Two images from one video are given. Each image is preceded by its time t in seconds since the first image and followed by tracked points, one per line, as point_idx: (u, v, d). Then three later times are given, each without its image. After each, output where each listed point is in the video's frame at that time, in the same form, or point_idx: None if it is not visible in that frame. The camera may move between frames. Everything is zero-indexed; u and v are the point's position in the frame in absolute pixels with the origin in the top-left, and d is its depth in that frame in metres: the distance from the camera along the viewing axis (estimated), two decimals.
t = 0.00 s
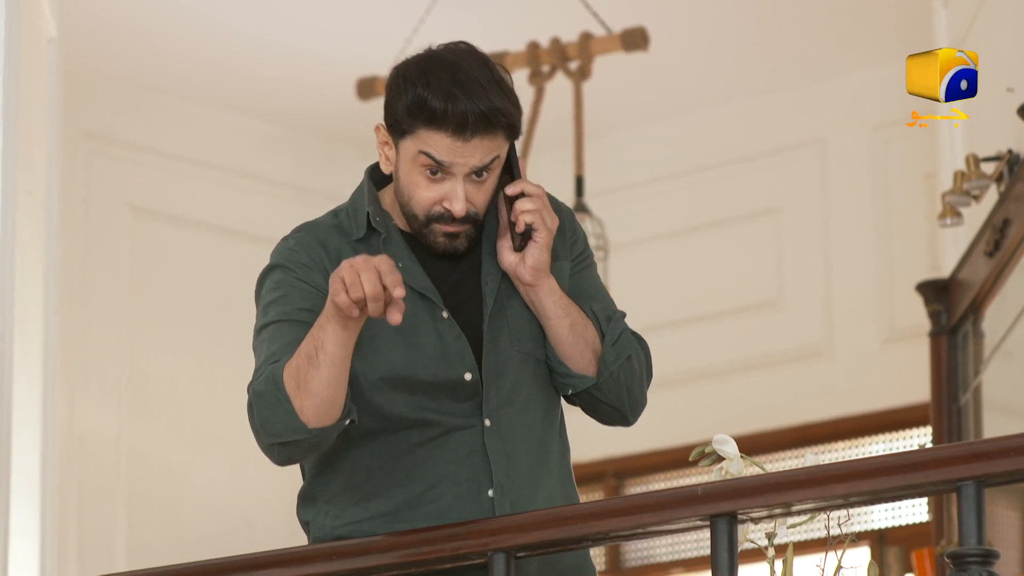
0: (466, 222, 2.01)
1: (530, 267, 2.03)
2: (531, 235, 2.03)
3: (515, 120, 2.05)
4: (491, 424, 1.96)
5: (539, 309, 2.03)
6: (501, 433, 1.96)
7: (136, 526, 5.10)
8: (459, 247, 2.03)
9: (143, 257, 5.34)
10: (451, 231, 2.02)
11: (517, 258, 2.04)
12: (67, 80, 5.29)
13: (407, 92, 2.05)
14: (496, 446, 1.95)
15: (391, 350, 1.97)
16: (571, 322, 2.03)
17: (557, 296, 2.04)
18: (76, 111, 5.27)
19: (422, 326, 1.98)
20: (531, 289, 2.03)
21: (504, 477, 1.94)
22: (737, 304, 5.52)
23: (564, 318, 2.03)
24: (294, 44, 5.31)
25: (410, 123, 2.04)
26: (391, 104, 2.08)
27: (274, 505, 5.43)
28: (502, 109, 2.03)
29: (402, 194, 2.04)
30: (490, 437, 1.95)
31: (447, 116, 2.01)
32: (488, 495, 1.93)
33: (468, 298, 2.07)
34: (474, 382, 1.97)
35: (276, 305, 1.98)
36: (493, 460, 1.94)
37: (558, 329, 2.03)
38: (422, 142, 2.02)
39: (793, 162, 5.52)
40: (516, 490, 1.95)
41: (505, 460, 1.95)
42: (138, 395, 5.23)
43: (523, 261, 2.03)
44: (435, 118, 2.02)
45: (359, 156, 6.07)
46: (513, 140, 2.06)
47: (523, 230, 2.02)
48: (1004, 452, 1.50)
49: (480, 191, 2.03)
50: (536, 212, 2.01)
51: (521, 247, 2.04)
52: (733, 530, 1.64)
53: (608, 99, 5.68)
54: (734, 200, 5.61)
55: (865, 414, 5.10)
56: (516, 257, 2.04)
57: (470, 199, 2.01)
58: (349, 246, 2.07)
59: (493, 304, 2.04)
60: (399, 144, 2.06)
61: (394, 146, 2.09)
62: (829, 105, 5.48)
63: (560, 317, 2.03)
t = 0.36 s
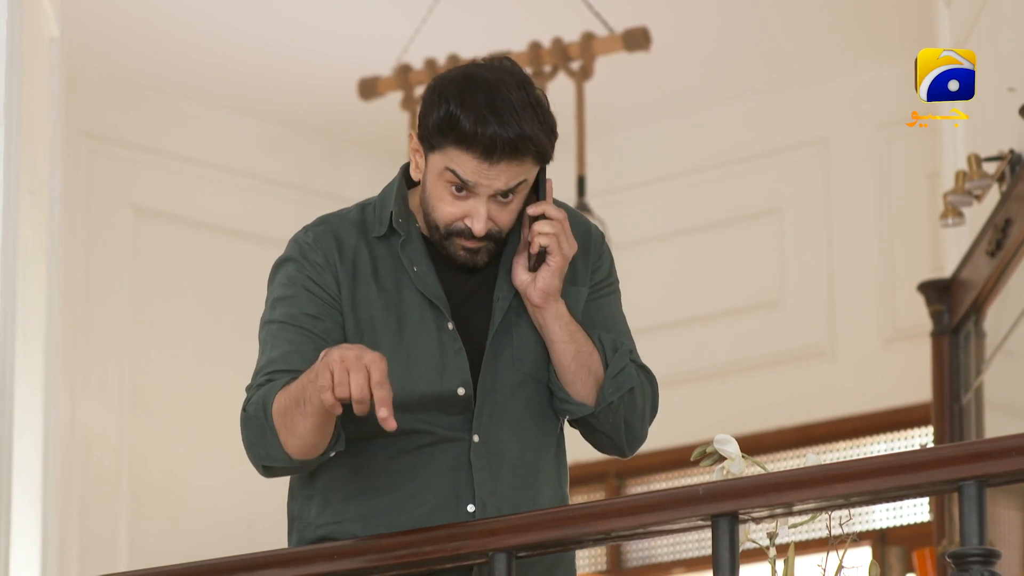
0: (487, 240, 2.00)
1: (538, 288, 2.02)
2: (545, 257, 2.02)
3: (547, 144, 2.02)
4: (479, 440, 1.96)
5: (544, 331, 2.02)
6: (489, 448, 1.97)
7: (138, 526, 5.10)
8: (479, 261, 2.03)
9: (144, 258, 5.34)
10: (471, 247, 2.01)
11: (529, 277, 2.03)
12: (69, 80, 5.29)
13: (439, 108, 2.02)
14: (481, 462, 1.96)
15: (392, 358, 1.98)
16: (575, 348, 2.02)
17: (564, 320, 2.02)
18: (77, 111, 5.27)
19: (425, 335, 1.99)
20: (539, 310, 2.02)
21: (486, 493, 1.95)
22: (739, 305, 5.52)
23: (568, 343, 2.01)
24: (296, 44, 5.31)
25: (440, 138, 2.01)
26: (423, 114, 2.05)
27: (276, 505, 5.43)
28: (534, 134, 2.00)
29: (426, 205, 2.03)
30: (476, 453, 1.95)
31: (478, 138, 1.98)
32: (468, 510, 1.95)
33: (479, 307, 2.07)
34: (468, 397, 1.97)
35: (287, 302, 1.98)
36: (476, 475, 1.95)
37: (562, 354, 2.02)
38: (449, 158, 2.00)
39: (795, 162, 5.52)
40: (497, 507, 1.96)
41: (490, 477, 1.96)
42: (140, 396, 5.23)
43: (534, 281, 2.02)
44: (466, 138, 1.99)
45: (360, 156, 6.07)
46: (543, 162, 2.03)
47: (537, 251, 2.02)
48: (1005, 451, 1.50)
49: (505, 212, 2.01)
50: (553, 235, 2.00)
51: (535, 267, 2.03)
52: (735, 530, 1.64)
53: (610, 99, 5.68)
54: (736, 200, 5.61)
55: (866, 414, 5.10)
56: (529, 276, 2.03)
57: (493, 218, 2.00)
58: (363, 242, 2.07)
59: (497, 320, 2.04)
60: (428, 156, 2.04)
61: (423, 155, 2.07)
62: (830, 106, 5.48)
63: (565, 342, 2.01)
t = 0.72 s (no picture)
0: (469, 231, 2.00)
1: (522, 278, 2.00)
2: (528, 247, 2.01)
3: (520, 130, 2.03)
4: (469, 435, 1.96)
5: (532, 323, 2.01)
6: (479, 443, 1.96)
7: (135, 525, 5.10)
8: (463, 258, 2.02)
9: (141, 258, 5.34)
10: (453, 240, 2.01)
11: (514, 270, 2.01)
12: (66, 79, 5.29)
13: (412, 100, 2.03)
14: (471, 457, 1.95)
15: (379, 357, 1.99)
16: (564, 339, 2.00)
17: (551, 311, 2.00)
18: (75, 110, 5.26)
19: (411, 332, 2.00)
20: (525, 302, 2.00)
21: (478, 488, 1.94)
22: (736, 305, 5.52)
23: (555, 334, 2.00)
24: (295, 44, 5.30)
25: (415, 130, 2.02)
26: (397, 111, 2.06)
27: (273, 504, 5.43)
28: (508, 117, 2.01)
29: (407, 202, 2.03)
30: (466, 448, 1.95)
31: (452, 124, 1.99)
32: (459, 505, 1.94)
33: (467, 304, 2.07)
34: (453, 391, 1.96)
35: (271, 304, 1.99)
36: (468, 470, 1.94)
37: (551, 345, 2.00)
38: (426, 149, 2.01)
39: (792, 162, 5.52)
40: (489, 502, 1.95)
41: (481, 471, 1.95)
42: (137, 395, 5.23)
43: (519, 273, 2.00)
44: (440, 126, 2.00)
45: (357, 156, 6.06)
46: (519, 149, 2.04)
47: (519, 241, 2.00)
48: (1001, 451, 1.50)
49: (484, 200, 2.01)
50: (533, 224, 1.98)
51: (520, 258, 2.01)
52: (731, 530, 1.64)
53: (607, 99, 5.69)
54: (734, 199, 5.61)
55: (863, 413, 5.10)
56: (514, 267, 2.01)
57: (473, 208, 2.00)
58: (348, 242, 2.07)
59: (485, 314, 2.03)
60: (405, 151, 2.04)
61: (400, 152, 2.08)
62: (826, 106, 5.48)
63: (554, 332, 2.00)
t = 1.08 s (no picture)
0: (444, 213, 2.00)
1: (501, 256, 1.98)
2: (504, 224, 1.99)
3: (487, 108, 2.04)
4: (460, 417, 1.95)
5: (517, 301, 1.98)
6: (470, 423, 1.96)
7: (136, 525, 5.10)
8: (445, 244, 2.01)
9: (141, 257, 5.33)
10: (432, 224, 2.00)
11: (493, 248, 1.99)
12: (65, 79, 5.29)
13: (379, 87, 2.05)
14: (461, 439, 1.94)
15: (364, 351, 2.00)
16: (552, 316, 1.97)
17: (537, 287, 1.98)
18: (75, 109, 5.27)
19: (395, 321, 2.01)
20: (508, 280, 1.98)
21: (471, 469, 1.93)
22: (735, 305, 5.52)
23: (541, 310, 1.97)
24: (295, 44, 5.31)
25: (383, 117, 2.04)
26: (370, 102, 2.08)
27: (274, 505, 5.43)
28: (474, 94, 2.03)
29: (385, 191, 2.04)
30: (456, 429, 1.94)
31: (416, 103, 2.01)
32: (453, 487, 1.93)
33: (453, 292, 2.05)
34: (434, 372, 1.96)
35: (264, 320, 2.06)
36: (458, 452, 1.93)
37: (539, 322, 1.97)
38: (394, 134, 2.02)
39: (792, 161, 5.52)
40: (483, 484, 1.93)
41: (474, 453, 1.94)
42: (137, 395, 5.23)
43: (497, 253, 1.98)
44: (404, 108, 2.01)
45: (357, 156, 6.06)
46: (490, 128, 2.04)
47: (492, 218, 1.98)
48: (1003, 452, 1.50)
49: (457, 181, 2.01)
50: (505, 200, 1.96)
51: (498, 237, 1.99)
52: (732, 530, 1.64)
53: (608, 99, 5.69)
54: (734, 199, 5.61)
55: (863, 413, 5.10)
56: (493, 247, 1.99)
57: (445, 188, 2.00)
58: (336, 245, 2.10)
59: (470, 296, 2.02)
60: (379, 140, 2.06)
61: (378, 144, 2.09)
62: (826, 106, 5.48)
63: (541, 310, 1.97)
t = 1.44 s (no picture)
0: (437, 217, 2.01)
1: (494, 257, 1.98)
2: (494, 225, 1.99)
3: (474, 109, 2.05)
4: (457, 418, 1.96)
5: (512, 301, 1.98)
6: (467, 424, 1.96)
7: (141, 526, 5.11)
8: (440, 248, 2.02)
9: (146, 258, 5.34)
10: (425, 229, 2.02)
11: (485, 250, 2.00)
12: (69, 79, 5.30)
13: (367, 93, 2.07)
14: (457, 441, 1.95)
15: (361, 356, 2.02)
16: (546, 317, 1.97)
17: (530, 287, 1.98)
18: (81, 111, 5.28)
19: (390, 325, 2.02)
20: (501, 281, 1.98)
21: (468, 469, 1.94)
22: (740, 305, 5.52)
23: (534, 312, 1.97)
24: (299, 44, 5.31)
25: (373, 123, 2.06)
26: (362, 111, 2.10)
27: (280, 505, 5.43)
28: (460, 96, 2.04)
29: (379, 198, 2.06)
30: (453, 431, 1.95)
31: (403, 107, 2.03)
32: (452, 488, 1.94)
33: (448, 294, 2.05)
34: (427, 375, 1.96)
35: (268, 329, 2.10)
36: (454, 453, 1.94)
37: (533, 322, 1.97)
38: (384, 141, 2.04)
39: (796, 162, 5.52)
40: (482, 483, 1.94)
41: (472, 454, 1.95)
42: (143, 396, 5.24)
43: (488, 254, 1.98)
44: (392, 114, 2.04)
45: (363, 156, 6.07)
46: (479, 130, 2.06)
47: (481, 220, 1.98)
48: (1008, 452, 1.50)
49: (448, 183, 2.02)
50: (494, 202, 1.96)
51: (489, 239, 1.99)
52: (737, 531, 1.64)
53: (612, 99, 5.69)
54: (738, 200, 5.61)
55: (869, 414, 5.09)
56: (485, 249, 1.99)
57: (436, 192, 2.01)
58: (336, 254, 2.13)
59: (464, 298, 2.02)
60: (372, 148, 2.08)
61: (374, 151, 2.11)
62: (832, 106, 5.48)
63: (534, 310, 1.97)
